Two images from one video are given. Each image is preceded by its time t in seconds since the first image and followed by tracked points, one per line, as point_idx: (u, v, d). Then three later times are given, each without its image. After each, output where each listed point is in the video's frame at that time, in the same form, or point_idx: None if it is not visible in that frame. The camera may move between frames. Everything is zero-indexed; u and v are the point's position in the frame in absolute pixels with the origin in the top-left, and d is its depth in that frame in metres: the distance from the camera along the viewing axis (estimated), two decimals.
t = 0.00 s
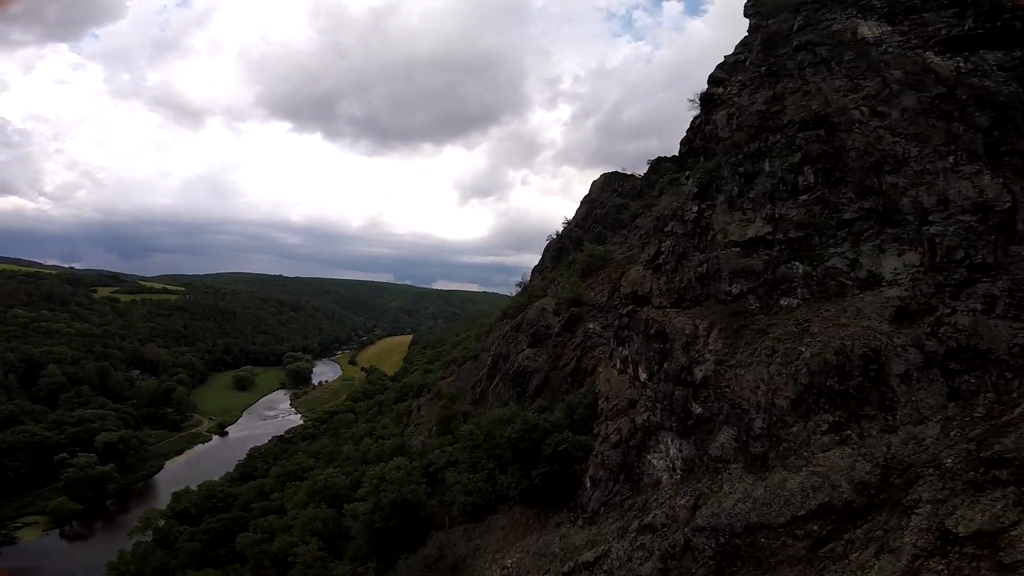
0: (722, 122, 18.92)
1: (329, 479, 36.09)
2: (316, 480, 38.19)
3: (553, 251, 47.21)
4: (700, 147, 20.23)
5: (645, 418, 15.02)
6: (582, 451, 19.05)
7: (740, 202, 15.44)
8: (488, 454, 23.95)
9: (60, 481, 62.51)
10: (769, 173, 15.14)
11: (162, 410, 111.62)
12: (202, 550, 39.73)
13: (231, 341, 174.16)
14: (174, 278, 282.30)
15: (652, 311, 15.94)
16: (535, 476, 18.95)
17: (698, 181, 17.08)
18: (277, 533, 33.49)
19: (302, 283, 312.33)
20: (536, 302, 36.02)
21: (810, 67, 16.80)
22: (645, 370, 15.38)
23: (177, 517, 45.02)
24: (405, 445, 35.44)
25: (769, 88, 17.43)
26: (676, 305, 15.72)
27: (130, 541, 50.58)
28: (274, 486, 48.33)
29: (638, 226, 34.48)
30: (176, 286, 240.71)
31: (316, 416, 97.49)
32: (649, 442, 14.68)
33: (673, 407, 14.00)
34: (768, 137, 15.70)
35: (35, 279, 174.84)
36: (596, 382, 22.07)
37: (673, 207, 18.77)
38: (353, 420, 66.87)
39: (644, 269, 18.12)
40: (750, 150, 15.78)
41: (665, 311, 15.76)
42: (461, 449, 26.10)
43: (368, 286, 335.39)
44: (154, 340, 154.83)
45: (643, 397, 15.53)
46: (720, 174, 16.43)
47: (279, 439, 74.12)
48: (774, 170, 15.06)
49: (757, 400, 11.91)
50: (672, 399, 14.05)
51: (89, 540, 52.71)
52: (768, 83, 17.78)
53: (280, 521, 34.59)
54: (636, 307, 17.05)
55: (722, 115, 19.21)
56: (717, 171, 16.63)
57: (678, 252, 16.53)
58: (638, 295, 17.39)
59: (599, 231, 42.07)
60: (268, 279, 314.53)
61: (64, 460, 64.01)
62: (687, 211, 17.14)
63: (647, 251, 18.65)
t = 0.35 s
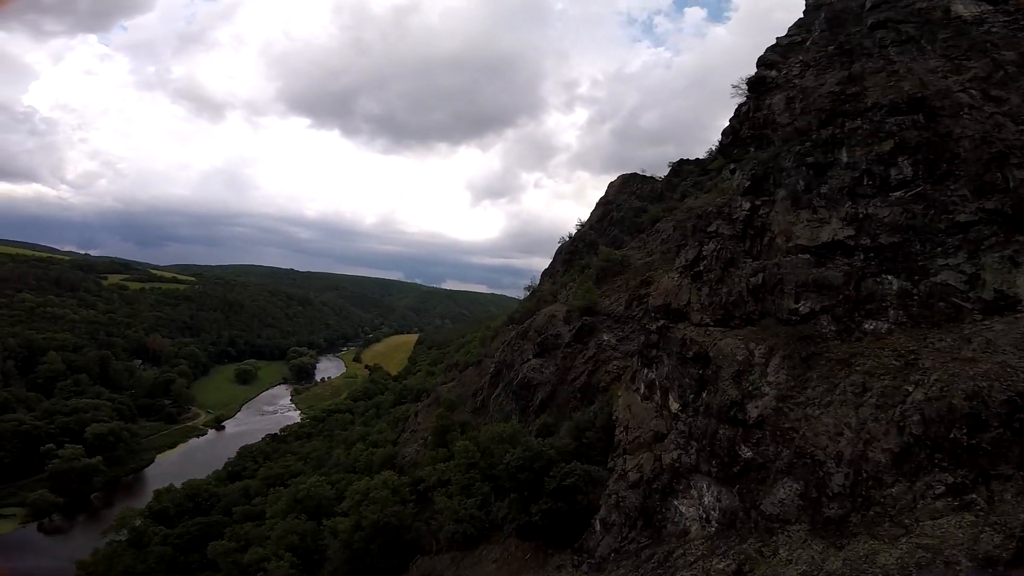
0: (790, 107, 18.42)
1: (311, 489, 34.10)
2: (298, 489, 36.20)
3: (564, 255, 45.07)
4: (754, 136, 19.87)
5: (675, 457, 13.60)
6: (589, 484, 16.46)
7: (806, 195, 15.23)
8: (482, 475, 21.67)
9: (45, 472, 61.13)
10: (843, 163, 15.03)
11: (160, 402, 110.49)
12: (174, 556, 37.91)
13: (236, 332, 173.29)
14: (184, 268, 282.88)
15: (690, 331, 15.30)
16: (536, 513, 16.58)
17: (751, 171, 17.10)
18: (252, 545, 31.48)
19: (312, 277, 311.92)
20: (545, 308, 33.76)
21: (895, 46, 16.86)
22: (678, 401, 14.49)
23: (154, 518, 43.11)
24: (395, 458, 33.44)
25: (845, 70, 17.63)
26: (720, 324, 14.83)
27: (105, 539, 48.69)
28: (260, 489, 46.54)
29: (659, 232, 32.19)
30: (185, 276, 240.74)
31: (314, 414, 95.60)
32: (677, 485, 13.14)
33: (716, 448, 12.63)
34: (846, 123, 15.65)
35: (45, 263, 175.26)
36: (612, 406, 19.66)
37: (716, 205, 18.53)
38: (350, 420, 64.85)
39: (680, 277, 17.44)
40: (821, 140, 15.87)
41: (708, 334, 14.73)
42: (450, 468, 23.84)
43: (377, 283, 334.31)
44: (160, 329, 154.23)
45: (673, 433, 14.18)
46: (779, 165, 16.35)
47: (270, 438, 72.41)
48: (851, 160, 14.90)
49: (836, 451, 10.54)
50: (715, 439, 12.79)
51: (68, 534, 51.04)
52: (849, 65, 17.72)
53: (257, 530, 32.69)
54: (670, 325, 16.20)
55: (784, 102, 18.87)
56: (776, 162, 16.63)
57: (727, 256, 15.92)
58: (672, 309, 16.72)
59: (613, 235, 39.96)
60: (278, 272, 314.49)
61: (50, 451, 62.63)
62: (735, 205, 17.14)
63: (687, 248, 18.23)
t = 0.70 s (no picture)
0: (866, 80, 18.78)
1: (292, 502, 32.26)
2: (281, 502, 34.19)
3: (569, 256, 43.05)
4: (816, 114, 20.61)
5: (715, 505, 12.30)
6: (597, 520, 14.23)
7: (892, 183, 14.91)
8: (477, 499, 19.70)
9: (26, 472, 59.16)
10: (942, 144, 14.67)
11: (152, 402, 108.69)
12: (145, 566, 36.05)
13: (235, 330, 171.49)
14: (185, 265, 281.37)
15: (740, 353, 14.12)
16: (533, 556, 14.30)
17: (817, 153, 17.35)
18: (227, 561, 29.43)
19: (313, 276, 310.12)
20: (551, 311, 31.63)
21: (991, 16, 16.65)
22: (720, 437, 13.26)
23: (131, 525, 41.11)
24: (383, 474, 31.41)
25: (931, 41, 17.73)
26: (783, 344, 13.79)
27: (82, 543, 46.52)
28: (245, 498, 44.50)
29: (674, 233, 30.06)
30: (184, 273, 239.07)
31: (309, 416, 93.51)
32: (715, 536, 11.89)
33: (776, 500, 11.33)
34: (942, 99, 15.54)
35: (43, 258, 173.70)
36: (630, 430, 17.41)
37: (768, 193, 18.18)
38: (344, 425, 62.72)
39: (721, 292, 16.50)
40: (908, 118, 15.67)
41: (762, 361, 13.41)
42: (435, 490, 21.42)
43: (379, 283, 332.22)
44: (157, 326, 152.48)
45: (712, 477, 12.87)
46: (852, 147, 16.57)
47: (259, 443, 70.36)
48: (953, 140, 14.47)
49: (961, 512, 9.21)
50: (774, 490, 11.46)
51: (46, 538, 49.13)
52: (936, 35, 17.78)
53: (234, 543, 30.81)
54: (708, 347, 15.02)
55: (851, 77, 19.58)
56: (848, 145, 16.79)
57: (788, 259, 15.24)
58: (714, 323, 15.84)
59: (621, 236, 38.01)
60: (279, 271, 312.79)
61: (33, 451, 60.69)
62: (798, 194, 17.04)
63: (732, 249, 17.82)
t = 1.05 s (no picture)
0: (918, 32, 18.01)
1: (277, 534, 30.00)
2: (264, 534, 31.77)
3: (557, 254, 41.06)
4: (853, 73, 19.61)
5: (785, 555, 11.02)
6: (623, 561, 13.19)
7: (985, 143, 13.72)
8: (474, 532, 17.70)
9: None
10: None
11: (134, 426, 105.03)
12: None
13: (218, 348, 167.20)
14: (165, 285, 275.01)
15: (811, 367, 12.54)
16: None
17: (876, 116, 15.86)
18: None
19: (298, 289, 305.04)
20: (543, 313, 29.43)
21: None
22: (787, 474, 11.94)
23: (114, 557, 39.53)
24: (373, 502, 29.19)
25: None
26: (868, 352, 12.25)
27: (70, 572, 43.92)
28: (229, 527, 41.86)
29: (669, 223, 28.10)
30: (164, 292, 233.34)
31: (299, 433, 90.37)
32: None
33: (880, 550, 9.97)
34: None
35: (14, 283, 167.96)
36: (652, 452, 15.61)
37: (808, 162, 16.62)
38: (334, 444, 60.16)
39: (762, 292, 14.95)
40: (994, 69, 14.78)
41: (846, 378, 11.83)
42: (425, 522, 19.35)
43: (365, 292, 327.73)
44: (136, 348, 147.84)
45: (777, 521, 11.57)
46: (920, 106, 15.29)
47: (246, 465, 67.49)
48: None
49: None
50: (879, 538, 10.05)
51: (29, 569, 46.36)
52: None
53: None
54: (760, 363, 13.46)
55: (894, 30, 18.80)
56: (910, 104, 15.55)
57: (859, 241, 13.83)
58: (767, 328, 14.16)
59: (611, 230, 36.11)
60: (262, 285, 307.24)
61: (7, 483, 57.40)
62: (856, 160, 15.45)
63: (776, 229, 16.22)
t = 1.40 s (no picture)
0: None
1: (261, 568, 27.75)
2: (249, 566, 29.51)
3: (546, 252, 39.02)
4: (919, 26, 22.61)
5: None
6: None
7: None
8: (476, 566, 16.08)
9: None
10: None
11: (116, 446, 101.27)
12: None
13: (202, 363, 162.93)
14: (146, 301, 268.88)
15: (951, 395, 10.54)
16: None
17: (983, 66, 16.09)
18: None
19: (283, 300, 300.01)
20: (537, 317, 27.18)
21: None
22: (913, 526, 10.06)
23: None
24: (364, 529, 27.15)
25: None
26: None
27: None
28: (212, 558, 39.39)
29: (666, 213, 26.06)
30: (144, 308, 227.45)
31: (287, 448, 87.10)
32: None
33: None
34: None
35: None
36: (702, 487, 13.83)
37: (895, 125, 16.05)
38: (323, 460, 57.67)
39: (857, 290, 13.12)
40: None
41: (1008, 407, 9.82)
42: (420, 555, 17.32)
43: (352, 300, 323.50)
44: (117, 366, 143.38)
45: None
46: None
47: (232, 485, 64.63)
48: None
49: None
50: None
51: None
52: None
53: None
54: (865, 389, 11.55)
55: None
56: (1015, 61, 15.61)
57: (992, 218, 12.44)
58: (870, 339, 12.21)
59: (602, 225, 34.23)
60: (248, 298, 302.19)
61: None
62: (962, 119, 15.03)
63: (862, 204, 15.00)
